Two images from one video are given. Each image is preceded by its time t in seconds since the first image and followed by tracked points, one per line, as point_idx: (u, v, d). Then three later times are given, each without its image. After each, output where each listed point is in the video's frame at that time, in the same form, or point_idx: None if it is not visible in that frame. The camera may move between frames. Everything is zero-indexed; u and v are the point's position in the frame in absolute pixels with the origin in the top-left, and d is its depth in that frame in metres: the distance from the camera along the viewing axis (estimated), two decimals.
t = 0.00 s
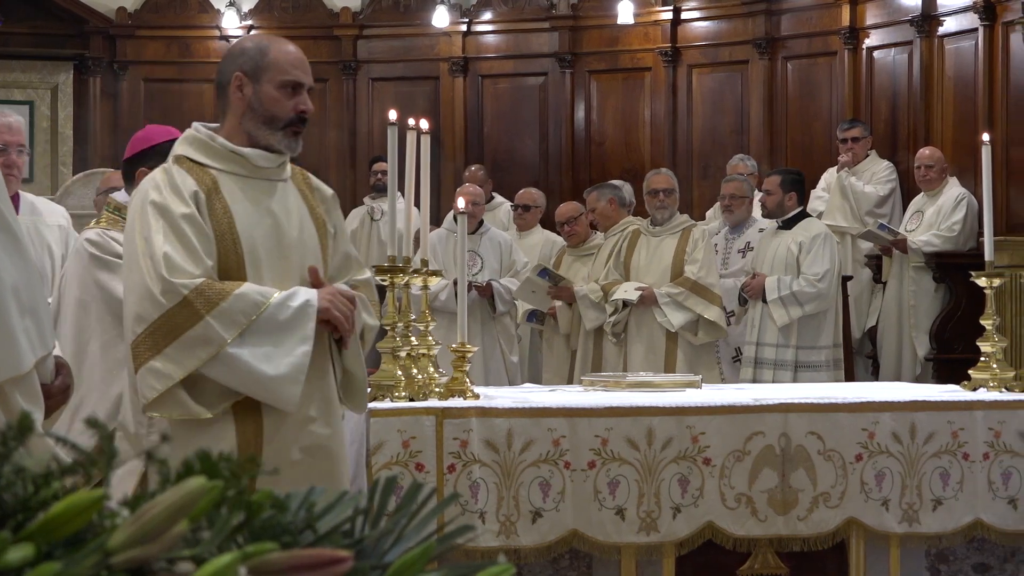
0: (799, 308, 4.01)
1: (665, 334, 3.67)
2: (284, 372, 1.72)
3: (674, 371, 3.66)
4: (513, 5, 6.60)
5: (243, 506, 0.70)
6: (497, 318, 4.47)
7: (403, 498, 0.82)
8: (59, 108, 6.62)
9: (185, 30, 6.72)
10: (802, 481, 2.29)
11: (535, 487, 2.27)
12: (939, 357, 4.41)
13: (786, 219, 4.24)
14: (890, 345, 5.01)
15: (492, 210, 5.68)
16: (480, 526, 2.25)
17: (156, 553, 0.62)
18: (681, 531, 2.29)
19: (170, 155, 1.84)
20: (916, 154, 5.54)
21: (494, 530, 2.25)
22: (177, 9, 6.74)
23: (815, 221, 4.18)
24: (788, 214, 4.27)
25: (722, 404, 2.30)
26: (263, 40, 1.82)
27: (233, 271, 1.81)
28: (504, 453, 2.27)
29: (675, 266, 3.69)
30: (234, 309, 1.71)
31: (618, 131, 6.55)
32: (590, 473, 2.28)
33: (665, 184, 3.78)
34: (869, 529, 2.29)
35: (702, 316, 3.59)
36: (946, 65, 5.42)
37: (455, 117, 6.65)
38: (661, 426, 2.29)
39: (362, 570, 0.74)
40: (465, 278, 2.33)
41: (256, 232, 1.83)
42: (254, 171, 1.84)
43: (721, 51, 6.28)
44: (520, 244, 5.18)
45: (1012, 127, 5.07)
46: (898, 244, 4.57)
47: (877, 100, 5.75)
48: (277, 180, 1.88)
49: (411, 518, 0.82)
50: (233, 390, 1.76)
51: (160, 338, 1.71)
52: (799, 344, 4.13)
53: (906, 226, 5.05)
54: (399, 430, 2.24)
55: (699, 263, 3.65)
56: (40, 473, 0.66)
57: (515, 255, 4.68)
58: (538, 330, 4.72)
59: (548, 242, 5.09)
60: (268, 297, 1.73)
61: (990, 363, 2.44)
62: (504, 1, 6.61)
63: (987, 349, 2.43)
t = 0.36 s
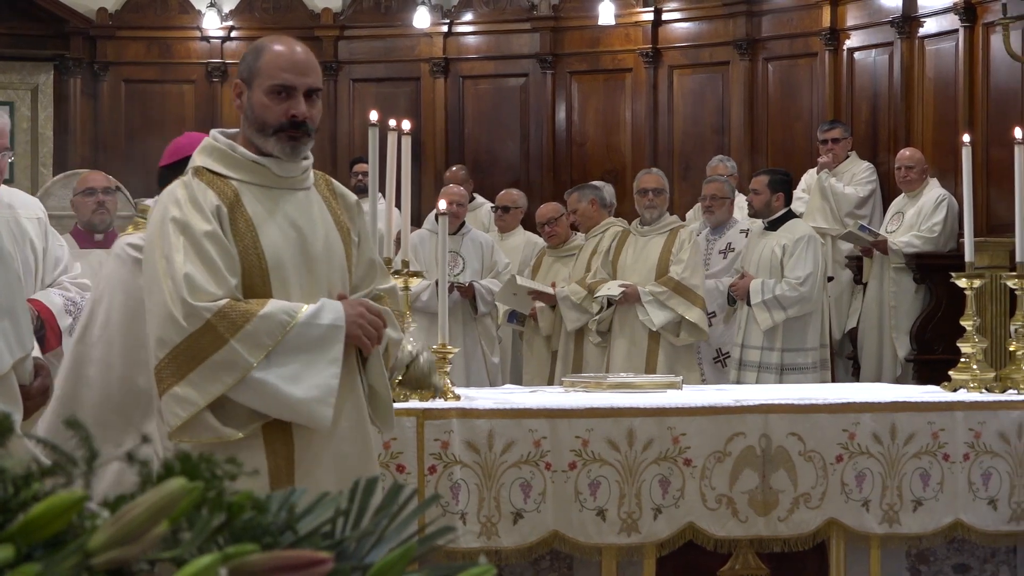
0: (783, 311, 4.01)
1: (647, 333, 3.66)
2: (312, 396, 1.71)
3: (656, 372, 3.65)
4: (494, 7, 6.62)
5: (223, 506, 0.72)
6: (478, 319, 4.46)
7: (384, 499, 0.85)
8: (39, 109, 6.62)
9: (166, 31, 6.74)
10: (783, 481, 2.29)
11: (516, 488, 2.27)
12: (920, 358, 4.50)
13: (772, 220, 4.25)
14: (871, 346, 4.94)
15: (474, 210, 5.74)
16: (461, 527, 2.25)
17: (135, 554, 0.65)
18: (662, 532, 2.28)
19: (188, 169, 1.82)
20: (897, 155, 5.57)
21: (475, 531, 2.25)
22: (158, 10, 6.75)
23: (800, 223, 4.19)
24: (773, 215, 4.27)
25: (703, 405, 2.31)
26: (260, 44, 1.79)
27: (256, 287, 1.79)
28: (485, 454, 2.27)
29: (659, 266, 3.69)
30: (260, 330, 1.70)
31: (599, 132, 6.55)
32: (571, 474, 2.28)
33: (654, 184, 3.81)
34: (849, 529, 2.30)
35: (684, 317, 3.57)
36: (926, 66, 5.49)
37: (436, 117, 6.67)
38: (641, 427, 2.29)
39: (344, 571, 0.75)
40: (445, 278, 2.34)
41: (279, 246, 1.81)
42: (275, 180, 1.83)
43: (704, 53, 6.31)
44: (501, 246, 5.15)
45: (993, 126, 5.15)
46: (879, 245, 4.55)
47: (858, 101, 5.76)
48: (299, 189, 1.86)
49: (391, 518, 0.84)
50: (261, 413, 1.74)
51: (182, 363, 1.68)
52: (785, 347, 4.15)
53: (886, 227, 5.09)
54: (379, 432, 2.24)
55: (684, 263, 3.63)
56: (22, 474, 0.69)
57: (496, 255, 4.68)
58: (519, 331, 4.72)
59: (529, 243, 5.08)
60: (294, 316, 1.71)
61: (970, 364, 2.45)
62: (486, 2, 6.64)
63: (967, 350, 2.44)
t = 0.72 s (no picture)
0: (758, 322, 4.07)
1: (620, 347, 3.68)
2: (323, 421, 1.57)
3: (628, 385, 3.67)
4: (465, 19, 6.65)
5: (191, 520, 0.71)
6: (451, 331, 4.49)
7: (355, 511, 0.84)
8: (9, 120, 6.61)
9: (136, 43, 6.77)
10: (753, 494, 2.29)
11: (486, 501, 2.27)
12: (890, 370, 4.47)
13: (753, 232, 4.28)
14: (841, 358, 4.92)
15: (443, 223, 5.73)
16: (431, 540, 2.25)
17: (106, 566, 0.66)
18: (632, 545, 2.28)
19: (201, 160, 1.68)
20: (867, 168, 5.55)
21: (445, 544, 2.25)
22: (128, 22, 6.78)
23: (779, 235, 4.23)
24: (755, 227, 4.31)
25: (674, 417, 2.31)
26: (307, 36, 1.65)
27: (273, 290, 1.65)
28: (456, 466, 2.27)
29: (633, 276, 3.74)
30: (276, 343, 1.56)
31: (570, 144, 6.56)
32: (541, 487, 2.28)
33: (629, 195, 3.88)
34: (819, 542, 2.30)
35: (656, 331, 3.61)
36: (896, 80, 5.43)
37: (407, 129, 6.68)
38: (612, 440, 2.29)
39: None
40: (416, 290, 2.31)
41: (300, 245, 1.67)
42: (295, 175, 1.69)
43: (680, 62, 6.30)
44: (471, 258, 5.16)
45: (963, 140, 5.07)
46: (849, 257, 4.61)
47: (828, 114, 5.74)
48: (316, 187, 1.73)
49: (363, 532, 0.82)
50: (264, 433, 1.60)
51: (186, 371, 1.55)
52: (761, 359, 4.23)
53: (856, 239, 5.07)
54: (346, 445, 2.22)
55: (657, 276, 3.66)
56: None
57: (467, 268, 4.73)
58: (487, 343, 4.72)
59: (499, 255, 5.10)
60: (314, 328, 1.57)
61: (940, 376, 2.43)
62: (456, 15, 6.67)
63: (937, 363, 2.42)
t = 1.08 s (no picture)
0: (734, 332, 4.14)
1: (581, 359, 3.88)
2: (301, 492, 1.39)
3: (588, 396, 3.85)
4: (423, 31, 6.77)
5: (150, 532, 0.71)
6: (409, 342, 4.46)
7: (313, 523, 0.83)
8: None
9: (95, 55, 6.86)
10: (710, 505, 2.30)
11: (444, 512, 2.24)
12: (847, 382, 4.53)
13: (726, 245, 4.34)
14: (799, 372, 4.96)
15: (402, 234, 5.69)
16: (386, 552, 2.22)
17: None
18: (589, 556, 2.28)
19: (247, 169, 1.54)
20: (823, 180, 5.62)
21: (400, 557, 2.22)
22: (87, 33, 6.88)
23: (751, 248, 4.31)
24: (728, 240, 4.35)
25: (631, 428, 2.31)
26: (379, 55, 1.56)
27: (314, 316, 1.49)
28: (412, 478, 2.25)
29: (592, 287, 3.94)
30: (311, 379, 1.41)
31: (528, 156, 6.65)
32: (499, 498, 2.27)
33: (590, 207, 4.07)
34: (776, 553, 2.31)
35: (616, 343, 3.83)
36: (853, 91, 5.53)
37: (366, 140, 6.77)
38: (569, 451, 2.29)
39: None
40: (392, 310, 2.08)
41: (345, 266, 1.53)
42: (340, 195, 1.57)
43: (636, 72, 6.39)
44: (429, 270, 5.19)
45: (921, 153, 5.15)
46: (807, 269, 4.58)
47: (785, 126, 5.82)
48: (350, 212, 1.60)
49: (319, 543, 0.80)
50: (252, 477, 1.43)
51: (210, 389, 1.38)
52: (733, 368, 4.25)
53: (814, 251, 5.09)
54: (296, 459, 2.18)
55: (616, 289, 3.88)
56: None
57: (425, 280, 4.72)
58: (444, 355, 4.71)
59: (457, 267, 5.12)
60: (340, 401, 1.41)
61: (897, 388, 2.47)
62: (415, 26, 6.78)
63: (894, 374, 2.46)
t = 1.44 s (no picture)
0: (717, 334, 4.24)
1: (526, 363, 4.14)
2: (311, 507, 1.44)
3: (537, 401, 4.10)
4: (372, 36, 7.12)
5: (98, 537, 0.67)
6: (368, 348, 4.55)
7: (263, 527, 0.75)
8: None
9: (44, 58, 7.22)
10: (658, 510, 2.35)
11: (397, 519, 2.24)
12: (794, 387, 4.67)
13: (688, 250, 4.47)
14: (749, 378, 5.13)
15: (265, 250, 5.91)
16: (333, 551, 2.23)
17: None
18: (537, 562, 2.29)
19: (319, 155, 1.62)
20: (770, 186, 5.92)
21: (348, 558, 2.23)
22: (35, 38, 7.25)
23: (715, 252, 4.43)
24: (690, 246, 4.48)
25: (580, 434, 2.34)
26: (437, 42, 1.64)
27: (396, 310, 1.59)
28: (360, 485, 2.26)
29: (539, 294, 4.21)
30: (369, 390, 1.48)
31: (478, 161, 7.00)
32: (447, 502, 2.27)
33: (538, 212, 4.40)
34: (725, 557, 2.39)
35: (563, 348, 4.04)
36: (802, 98, 5.86)
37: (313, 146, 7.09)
38: (518, 457, 2.30)
39: None
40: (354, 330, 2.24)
41: (425, 262, 1.61)
42: (409, 184, 1.64)
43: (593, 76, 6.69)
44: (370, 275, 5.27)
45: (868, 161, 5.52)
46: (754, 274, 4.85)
47: (734, 130, 6.13)
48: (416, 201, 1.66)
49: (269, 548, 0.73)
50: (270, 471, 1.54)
51: (273, 382, 1.49)
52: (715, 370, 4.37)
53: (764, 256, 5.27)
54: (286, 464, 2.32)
55: (563, 294, 4.12)
56: None
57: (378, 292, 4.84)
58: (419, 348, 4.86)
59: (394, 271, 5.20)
60: (379, 427, 1.46)
61: (846, 393, 2.63)
62: (364, 32, 7.13)
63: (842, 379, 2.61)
